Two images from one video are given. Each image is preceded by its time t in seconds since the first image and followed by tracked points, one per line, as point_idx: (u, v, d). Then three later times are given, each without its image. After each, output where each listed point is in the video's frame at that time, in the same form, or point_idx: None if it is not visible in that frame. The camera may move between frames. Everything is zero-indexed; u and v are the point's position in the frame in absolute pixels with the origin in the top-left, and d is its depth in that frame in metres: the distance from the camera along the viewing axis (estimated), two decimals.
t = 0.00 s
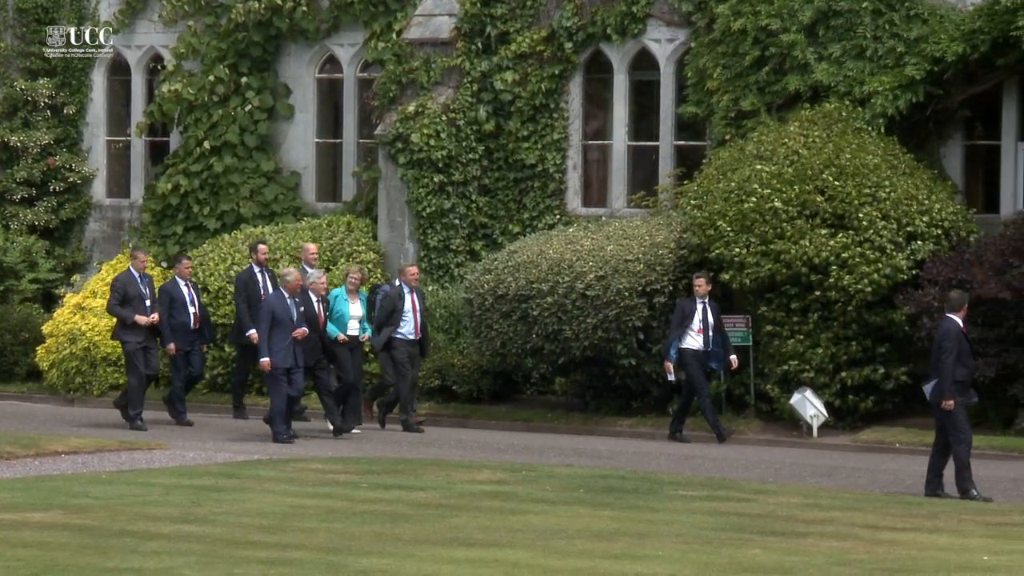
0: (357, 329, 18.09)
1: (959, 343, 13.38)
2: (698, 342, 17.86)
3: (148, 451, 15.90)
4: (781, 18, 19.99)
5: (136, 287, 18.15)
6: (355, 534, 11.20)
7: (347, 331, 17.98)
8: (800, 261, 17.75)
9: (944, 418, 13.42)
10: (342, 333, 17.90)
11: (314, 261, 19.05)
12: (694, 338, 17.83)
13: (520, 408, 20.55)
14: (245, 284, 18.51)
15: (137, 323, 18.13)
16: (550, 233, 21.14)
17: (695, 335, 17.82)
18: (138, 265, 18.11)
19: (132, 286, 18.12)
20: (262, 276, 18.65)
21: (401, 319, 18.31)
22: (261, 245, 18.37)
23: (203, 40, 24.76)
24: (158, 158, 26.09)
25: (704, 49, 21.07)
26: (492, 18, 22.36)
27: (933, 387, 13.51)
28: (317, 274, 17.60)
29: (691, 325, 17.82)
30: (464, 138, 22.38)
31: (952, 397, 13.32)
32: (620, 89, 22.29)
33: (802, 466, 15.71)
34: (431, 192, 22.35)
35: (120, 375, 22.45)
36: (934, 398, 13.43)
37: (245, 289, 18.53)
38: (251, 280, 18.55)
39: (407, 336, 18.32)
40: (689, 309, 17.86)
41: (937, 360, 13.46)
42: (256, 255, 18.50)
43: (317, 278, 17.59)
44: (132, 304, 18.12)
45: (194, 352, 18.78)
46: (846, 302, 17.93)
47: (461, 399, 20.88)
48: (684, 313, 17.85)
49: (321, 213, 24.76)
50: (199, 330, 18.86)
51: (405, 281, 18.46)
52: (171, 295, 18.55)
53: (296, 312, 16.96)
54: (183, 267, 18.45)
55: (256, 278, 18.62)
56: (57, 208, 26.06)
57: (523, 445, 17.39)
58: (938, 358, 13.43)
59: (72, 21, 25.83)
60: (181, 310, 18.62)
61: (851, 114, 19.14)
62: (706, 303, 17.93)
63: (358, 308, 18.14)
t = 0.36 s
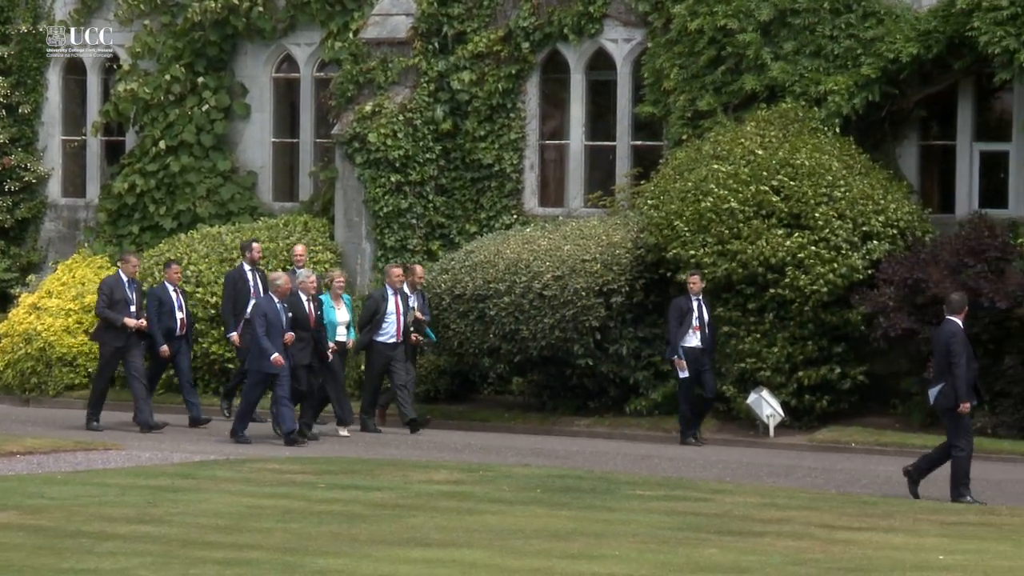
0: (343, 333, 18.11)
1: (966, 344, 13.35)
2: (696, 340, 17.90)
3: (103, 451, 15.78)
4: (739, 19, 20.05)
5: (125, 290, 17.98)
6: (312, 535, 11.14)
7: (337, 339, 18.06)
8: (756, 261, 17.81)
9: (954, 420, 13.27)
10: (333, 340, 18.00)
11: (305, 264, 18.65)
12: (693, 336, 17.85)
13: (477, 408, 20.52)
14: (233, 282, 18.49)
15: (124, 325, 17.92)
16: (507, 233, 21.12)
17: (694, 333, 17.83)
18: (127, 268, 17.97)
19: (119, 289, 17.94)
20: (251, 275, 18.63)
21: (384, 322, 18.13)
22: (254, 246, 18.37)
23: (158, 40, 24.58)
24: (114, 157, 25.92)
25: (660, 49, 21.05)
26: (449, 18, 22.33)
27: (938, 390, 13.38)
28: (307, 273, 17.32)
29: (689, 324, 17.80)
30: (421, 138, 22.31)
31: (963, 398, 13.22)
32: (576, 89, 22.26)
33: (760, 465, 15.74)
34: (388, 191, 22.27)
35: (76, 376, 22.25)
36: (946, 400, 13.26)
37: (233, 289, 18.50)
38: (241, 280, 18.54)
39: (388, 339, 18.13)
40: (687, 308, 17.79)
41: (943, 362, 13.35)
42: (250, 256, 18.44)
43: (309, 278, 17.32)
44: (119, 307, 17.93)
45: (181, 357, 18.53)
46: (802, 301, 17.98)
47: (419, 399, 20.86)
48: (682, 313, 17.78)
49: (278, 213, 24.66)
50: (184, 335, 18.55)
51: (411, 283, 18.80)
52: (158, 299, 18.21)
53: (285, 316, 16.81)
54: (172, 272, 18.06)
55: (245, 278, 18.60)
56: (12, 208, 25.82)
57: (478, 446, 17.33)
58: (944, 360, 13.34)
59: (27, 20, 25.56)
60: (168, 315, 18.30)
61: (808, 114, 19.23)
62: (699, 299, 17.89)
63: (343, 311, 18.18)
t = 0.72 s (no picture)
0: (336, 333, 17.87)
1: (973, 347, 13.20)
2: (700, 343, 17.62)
3: (64, 451, 15.69)
4: (701, 18, 20.14)
5: (119, 286, 17.84)
6: (274, 534, 11.10)
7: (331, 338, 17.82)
8: (718, 260, 17.85)
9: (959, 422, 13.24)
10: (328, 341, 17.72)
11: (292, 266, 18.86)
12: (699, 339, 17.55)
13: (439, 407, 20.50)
14: (224, 284, 18.30)
15: (116, 321, 17.72)
16: (469, 232, 21.11)
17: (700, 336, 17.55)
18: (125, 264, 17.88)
19: (115, 284, 17.82)
20: (240, 278, 18.44)
21: (378, 319, 18.21)
22: (243, 246, 18.24)
23: (120, 39, 24.52)
24: (75, 156, 25.74)
25: (622, 48, 21.03)
26: (411, 17, 22.31)
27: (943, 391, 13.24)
28: (300, 276, 17.10)
29: (694, 325, 17.53)
30: (383, 136, 22.30)
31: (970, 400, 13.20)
32: (537, 88, 22.24)
33: (722, 464, 15.77)
34: (351, 191, 22.28)
35: (37, 375, 22.19)
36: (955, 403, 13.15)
37: (223, 289, 18.31)
38: (231, 281, 18.37)
39: (386, 336, 18.23)
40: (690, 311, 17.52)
41: (951, 364, 13.22)
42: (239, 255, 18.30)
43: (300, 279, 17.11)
44: (113, 302, 17.78)
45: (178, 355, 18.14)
46: (764, 301, 18.05)
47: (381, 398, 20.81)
48: (685, 316, 17.50)
49: (240, 212, 24.54)
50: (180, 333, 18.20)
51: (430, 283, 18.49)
52: (152, 295, 17.94)
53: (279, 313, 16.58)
54: (166, 268, 17.80)
55: (236, 281, 18.42)
56: None
57: (440, 444, 17.32)
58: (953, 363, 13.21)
59: None
60: (163, 311, 17.94)
61: (770, 113, 19.29)
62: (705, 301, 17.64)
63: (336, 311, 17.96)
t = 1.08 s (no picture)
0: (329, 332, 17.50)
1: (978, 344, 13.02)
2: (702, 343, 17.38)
3: (24, 451, 15.57)
4: (662, 18, 20.16)
5: (116, 290, 17.31)
6: (235, 534, 11.04)
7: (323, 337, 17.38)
8: (681, 260, 17.84)
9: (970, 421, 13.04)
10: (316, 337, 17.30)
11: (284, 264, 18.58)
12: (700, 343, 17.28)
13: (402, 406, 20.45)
14: (214, 284, 18.01)
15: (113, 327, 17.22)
16: (430, 231, 21.09)
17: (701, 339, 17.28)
18: (122, 268, 17.30)
19: (113, 289, 17.29)
20: (230, 276, 18.15)
21: (375, 324, 17.68)
22: (233, 245, 17.90)
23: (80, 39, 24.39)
24: (35, 155, 25.56)
25: (584, 48, 21.03)
26: (373, 16, 22.23)
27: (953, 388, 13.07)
28: (293, 274, 16.86)
29: (696, 326, 17.28)
30: (345, 136, 22.25)
31: (981, 397, 12.98)
32: (498, 88, 22.22)
33: (684, 464, 15.77)
34: (312, 191, 22.20)
35: None
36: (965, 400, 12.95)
37: (212, 288, 18.01)
38: (221, 280, 18.05)
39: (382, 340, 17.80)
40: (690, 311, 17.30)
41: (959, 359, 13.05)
42: (228, 254, 17.95)
43: (292, 278, 16.88)
44: (110, 308, 17.27)
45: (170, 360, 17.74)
46: (726, 300, 18.07)
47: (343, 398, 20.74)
48: (684, 317, 17.29)
49: (201, 212, 24.41)
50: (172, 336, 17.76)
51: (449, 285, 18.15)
52: (143, 300, 17.46)
53: (274, 317, 16.16)
54: (156, 273, 17.29)
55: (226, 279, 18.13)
56: None
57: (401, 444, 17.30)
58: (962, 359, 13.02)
59: None
60: (155, 316, 17.53)
61: (731, 113, 19.30)
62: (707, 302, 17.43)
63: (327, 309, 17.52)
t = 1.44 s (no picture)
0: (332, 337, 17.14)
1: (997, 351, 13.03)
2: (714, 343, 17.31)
3: None
4: (634, 18, 20.14)
5: (119, 290, 17.09)
6: (207, 535, 10.99)
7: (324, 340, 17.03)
8: (653, 261, 17.84)
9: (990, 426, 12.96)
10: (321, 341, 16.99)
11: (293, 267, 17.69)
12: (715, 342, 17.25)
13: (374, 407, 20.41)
14: (218, 285, 17.76)
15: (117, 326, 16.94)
16: (403, 232, 21.07)
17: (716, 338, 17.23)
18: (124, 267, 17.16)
19: (116, 289, 17.07)
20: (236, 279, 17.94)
21: (380, 322, 17.65)
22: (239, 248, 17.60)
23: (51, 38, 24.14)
24: (5, 155, 25.41)
25: (556, 49, 21.02)
26: (345, 17, 22.17)
27: (972, 393, 13.02)
28: (301, 278, 16.32)
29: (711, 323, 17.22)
30: (317, 136, 22.18)
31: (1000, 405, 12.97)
32: (470, 88, 22.21)
33: (656, 464, 15.78)
34: (284, 191, 22.14)
35: None
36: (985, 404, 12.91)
37: (216, 291, 17.74)
38: (226, 283, 17.81)
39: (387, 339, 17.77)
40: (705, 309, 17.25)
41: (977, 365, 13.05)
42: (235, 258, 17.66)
43: (302, 282, 16.32)
44: (114, 307, 17.03)
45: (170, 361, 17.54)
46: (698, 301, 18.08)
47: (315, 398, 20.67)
48: (699, 314, 17.23)
49: (172, 212, 24.32)
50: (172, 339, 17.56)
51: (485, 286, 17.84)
52: (144, 301, 17.28)
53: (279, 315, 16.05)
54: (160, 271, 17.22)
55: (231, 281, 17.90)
56: None
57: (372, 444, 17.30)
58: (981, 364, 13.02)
59: None
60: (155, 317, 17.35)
61: (702, 113, 19.32)
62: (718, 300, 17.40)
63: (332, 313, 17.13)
